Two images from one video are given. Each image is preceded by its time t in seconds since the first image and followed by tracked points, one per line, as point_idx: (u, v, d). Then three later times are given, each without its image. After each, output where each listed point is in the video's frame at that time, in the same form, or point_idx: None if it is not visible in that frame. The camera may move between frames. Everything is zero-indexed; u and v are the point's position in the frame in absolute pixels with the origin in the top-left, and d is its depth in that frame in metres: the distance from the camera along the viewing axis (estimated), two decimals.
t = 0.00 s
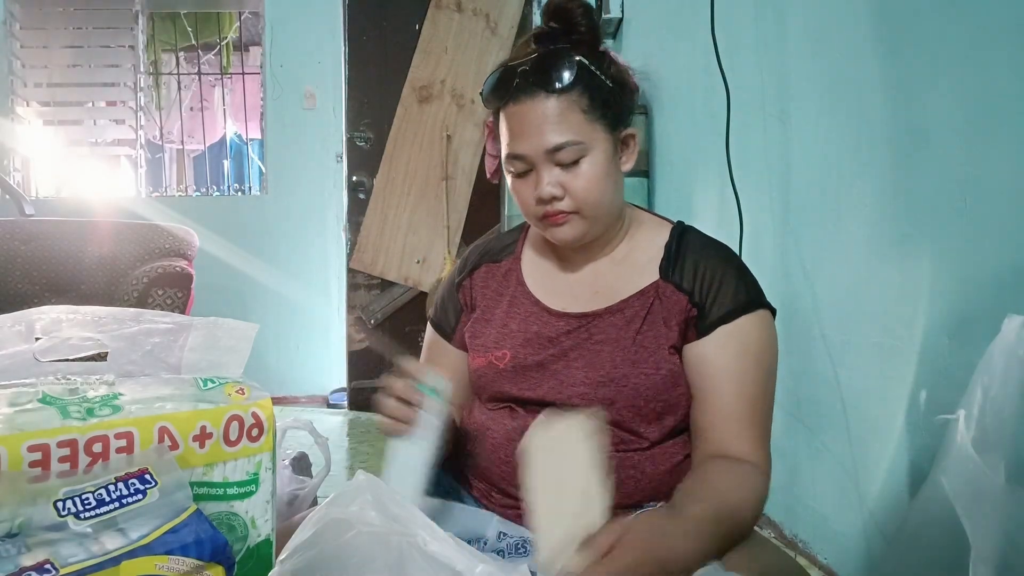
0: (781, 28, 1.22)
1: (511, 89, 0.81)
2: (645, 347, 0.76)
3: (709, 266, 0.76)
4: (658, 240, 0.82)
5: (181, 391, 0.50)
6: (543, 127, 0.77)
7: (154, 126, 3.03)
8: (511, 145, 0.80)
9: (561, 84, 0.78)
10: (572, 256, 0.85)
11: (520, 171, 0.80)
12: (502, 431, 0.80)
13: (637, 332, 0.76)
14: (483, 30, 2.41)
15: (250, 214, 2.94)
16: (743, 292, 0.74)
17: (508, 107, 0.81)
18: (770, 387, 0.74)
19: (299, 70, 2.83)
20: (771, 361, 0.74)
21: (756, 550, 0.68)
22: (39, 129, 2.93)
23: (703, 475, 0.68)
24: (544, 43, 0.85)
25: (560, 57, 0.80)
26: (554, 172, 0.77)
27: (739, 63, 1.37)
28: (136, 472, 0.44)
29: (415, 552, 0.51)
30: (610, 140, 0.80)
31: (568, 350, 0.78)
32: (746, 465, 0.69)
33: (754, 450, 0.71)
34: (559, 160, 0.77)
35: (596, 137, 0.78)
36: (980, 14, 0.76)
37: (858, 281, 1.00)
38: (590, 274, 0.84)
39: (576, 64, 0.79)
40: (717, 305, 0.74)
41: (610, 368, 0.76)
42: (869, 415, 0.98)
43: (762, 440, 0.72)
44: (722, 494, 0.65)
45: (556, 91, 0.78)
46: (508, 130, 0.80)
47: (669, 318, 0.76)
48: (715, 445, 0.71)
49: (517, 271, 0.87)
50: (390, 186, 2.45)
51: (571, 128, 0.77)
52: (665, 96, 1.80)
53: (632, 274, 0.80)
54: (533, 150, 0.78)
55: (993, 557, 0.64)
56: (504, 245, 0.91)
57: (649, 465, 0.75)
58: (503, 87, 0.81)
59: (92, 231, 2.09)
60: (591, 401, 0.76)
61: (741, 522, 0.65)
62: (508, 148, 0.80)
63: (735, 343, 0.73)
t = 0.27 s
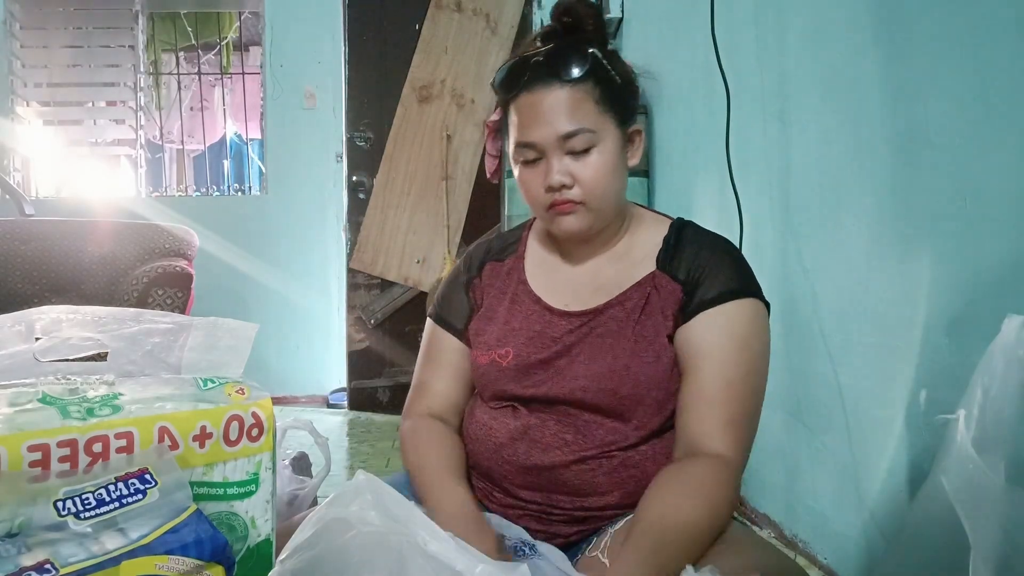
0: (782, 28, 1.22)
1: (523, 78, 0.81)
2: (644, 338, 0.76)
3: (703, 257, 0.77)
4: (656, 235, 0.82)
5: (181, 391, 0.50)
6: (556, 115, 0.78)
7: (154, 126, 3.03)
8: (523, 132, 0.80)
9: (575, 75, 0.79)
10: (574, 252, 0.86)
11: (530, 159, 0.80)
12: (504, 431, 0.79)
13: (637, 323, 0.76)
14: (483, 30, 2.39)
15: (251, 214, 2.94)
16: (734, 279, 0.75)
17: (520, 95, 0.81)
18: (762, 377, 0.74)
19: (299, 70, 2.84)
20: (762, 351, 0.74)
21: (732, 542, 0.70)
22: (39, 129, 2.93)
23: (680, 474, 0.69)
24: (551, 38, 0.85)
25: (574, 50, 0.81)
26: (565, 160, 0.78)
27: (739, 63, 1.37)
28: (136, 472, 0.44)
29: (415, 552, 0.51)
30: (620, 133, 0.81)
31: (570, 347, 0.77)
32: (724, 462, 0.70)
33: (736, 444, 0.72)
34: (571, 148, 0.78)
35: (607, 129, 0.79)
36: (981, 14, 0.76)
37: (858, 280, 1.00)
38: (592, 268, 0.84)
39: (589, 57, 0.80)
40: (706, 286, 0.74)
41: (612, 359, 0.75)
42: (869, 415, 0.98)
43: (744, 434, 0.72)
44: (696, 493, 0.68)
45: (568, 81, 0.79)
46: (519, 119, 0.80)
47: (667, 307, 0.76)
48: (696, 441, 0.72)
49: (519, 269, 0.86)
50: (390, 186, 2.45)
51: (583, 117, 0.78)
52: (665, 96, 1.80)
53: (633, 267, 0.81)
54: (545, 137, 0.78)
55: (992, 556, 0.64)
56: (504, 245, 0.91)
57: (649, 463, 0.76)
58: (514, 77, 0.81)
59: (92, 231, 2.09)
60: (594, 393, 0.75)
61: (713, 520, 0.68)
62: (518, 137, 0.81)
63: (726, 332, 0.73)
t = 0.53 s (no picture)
0: (782, 28, 1.22)
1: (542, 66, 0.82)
2: (643, 333, 0.76)
3: (701, 256, 0.77)
4: (654, 234, 0.83)
5: (181, 391, 0.50)
6: (572, 101, 0.80)
7: (154, 126, 3.03)
8: (539, 117, 0.81)
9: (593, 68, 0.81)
10: (572, 250, 0.85)
11: (543, 144, 0.81)
12: (503, 429, 0.79)
13: (636, 320, 0.76)
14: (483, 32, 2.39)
15: (251, 215, 2.94)
16: (732, 277, 0.75)
17: (538, 82, 0.82)
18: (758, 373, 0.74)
19: (299, 69, 2.84)
20: (757, 347, 0.74)
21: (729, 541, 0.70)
22: (39, 129, 2.93)
23: (675, 473, 0.69)
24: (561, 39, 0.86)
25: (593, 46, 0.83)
26: (578, 145, 0.79)
27: (739, 63, 1.37)
28: (136, 472, 0.44)
29: (414, 552, 0.51)
30: (631, 131, 0.83)
31: (569, 342, 0.78)
32: (719, 459, 0.70)
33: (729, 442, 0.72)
34: (586, 135, 0.79)
35: (620, 124, 0.81)
36: (981, 13, 0.76)
37: (858, 280, 1.00)
38: (590, 267, 0.84)
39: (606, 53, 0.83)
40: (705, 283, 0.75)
41: (612, 354, 0.75)
42: (868, 415, 0.98)
43: (737, 430, 0.72)
44: (692, 493, 0.67)
45: (585, 71, 0.81)
46: (533, 105, 0.82)
47: (665, 304, 0.76)
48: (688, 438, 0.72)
49: (518, 266, 0.86)
50: (390, 186, 2.46)
51: (598, 105, 0.80)
52: (665, 96, 1.80)
53: (632, 265, 0.81)
54: (562, 122, 0.79)
55: (992, 555, 0.64)
56: (505, 243, 0.91)
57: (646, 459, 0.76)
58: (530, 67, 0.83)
59: (92, 231, 2.09)
60: (594, 389, 0.75)
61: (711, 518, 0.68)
62: (531, 124, 0.82)
63: (719, 327, 0.73)
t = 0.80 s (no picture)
0: (781, 28, 1.22)
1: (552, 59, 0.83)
2: (638, 329, 0.76)
3: (693, 251, 0.77)
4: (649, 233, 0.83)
5: (181, 391, 0.50)
6: (578, 92, 0.81)
7: (154, 126, 3.03)
8: (545, 106, 0.82)
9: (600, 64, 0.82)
10: (571, 247, 0.85)
11: (546, 133, 0.81)
12: (502, 425, 0.79)
13: (632, 317, 0.76)
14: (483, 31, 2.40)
15: (251, 215, 2.94)
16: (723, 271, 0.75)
17: (546, 73, 0.83)
18: (749, 368, 0.74)
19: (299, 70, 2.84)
20: (748, 342, 0.73)
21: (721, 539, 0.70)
22: (39, 129, 2.93)
23: (666, 472, 0.68)
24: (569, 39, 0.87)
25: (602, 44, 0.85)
26: (581, 134, 0.80)
27: (739, 63, 1.37)
28: (136, 472, 0.44)
29: (415, 552, 0.51)
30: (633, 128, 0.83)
31: (566, 339, 0.78)
32: (708, 455, 0.69)
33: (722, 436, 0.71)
34: (589, 125, 0.80)
35: (623, 118, 0.82)
36: (981, 12, 0.76)
37: (859, 279, 1.00)
38: (588, 265, 0.83)
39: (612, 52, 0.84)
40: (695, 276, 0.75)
41: (608, 350, 0.76)
42: (869, 414, 0.98)
43: (726, 424, 0.72)
44: (684, 492, 0.67)
45: (592, 67, 0.82)
46: (539, 96, 0.83)
47: (659, 301, 0.76)
48: (676, 433, 0.71)
49: (517, 267, 0.86)
50: (390, 187, 2.45)
51: (603, 98, 0.81)
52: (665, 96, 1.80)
53: (629, 262, 0.81)
54: (568, 111, 0.80)
55: (992, 555, 0.64)
56: (504, 244, 0.91)
57: (644, 453, 0.76)
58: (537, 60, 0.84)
59: (92, 231, 2.09)
60: (591, 385, 0.75)
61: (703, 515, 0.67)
62: (536, 114, 0.82)
63: (710, 320, 0.73)
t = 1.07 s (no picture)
0: (782, 27, 1.22)
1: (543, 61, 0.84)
2: (632, 328, 0.76)
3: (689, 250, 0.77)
4: (646, 233, 0.82)
5: (181, 391, 0.50)
6: (570, 92, 0.81)
7: (154, 126, 3.03)
8: (536, 107, 0.82)
9: (592, 64, 0.82)
10: (568, 247, 0.86)
11: (539, 132, 0.82)
12: (500, 421, 0.80)
13: (625, 315, 0.77)
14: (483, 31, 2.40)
15: (252, 215, 2.94)
16: (718, 270, 0.74)
17: (539, 75, 0.83)
18: (747, 367, 0.73)
19: (299, 70, 2.84)
20: (746, 342, 0.73)
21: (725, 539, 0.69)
22: (39, 129, 2.93)
23: (664, 471, 0.68)
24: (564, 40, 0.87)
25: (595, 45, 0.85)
26: (573, 133, 0.80)
27: (739, 63, 1.37)
28: (136, 472, 0.44)
29: (415, 552, 0.51)
30: (627, 126, 0.83)
31: (561, 336, 0.78)
32: (707, 453, 0.69)
33: (719, 433, 0.70)
34: (581, 123, 0.80)
35: (617, 116, 0.82)
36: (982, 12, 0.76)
37: (859, 279, 1.00)
38: (584, 264, 0.84)
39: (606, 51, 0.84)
40: (690, 276, 0.75)
41: (602, 347, 0.76)
42: (869, 414, 0.98)
43: (727, 423, 0.71)
44: (683, 490, 0.66)
45: (584, 67, 0.82)
46: (533, 96, 0.83)
47: (654, 300, 0.76)
48: (675, 431, 0.71)
49: (517, 264, 0.87)
50: (390, 186, 2.46)
51: (595, 97, 0.81)
52: (665, 96, 1.80)
53: (624, 262, 0.81)
54: (559, 111, 0.80)
55: (992, 555, 0.64)
56: (505, 242, 0.92)
57: (638, 449, 0.76)
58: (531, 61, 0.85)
59: (92, 231, 2.09)
60: (585, 381, 0.75)
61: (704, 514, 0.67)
62: (530, 114, 0.83)
63: (707, 318, 0.72)
